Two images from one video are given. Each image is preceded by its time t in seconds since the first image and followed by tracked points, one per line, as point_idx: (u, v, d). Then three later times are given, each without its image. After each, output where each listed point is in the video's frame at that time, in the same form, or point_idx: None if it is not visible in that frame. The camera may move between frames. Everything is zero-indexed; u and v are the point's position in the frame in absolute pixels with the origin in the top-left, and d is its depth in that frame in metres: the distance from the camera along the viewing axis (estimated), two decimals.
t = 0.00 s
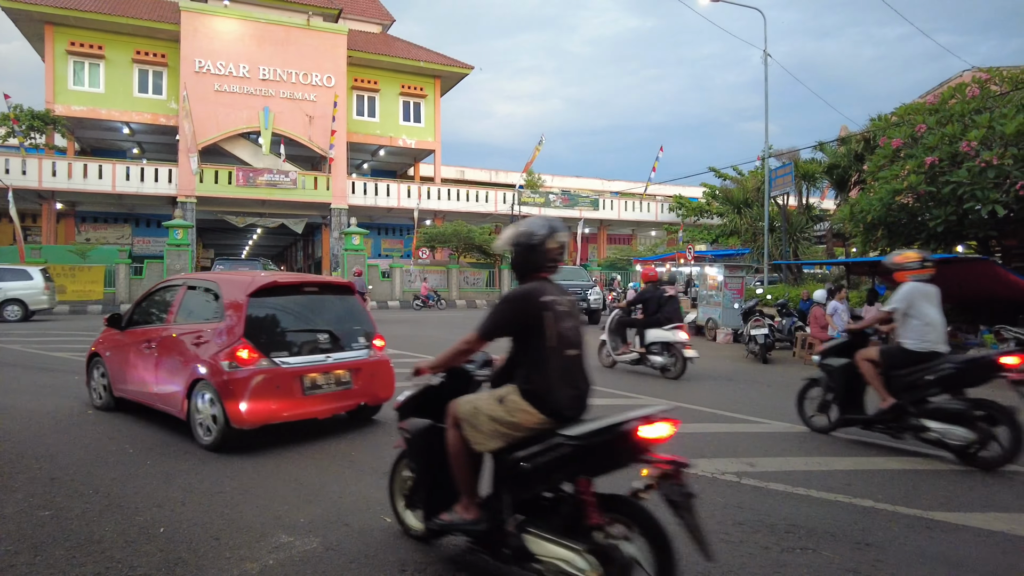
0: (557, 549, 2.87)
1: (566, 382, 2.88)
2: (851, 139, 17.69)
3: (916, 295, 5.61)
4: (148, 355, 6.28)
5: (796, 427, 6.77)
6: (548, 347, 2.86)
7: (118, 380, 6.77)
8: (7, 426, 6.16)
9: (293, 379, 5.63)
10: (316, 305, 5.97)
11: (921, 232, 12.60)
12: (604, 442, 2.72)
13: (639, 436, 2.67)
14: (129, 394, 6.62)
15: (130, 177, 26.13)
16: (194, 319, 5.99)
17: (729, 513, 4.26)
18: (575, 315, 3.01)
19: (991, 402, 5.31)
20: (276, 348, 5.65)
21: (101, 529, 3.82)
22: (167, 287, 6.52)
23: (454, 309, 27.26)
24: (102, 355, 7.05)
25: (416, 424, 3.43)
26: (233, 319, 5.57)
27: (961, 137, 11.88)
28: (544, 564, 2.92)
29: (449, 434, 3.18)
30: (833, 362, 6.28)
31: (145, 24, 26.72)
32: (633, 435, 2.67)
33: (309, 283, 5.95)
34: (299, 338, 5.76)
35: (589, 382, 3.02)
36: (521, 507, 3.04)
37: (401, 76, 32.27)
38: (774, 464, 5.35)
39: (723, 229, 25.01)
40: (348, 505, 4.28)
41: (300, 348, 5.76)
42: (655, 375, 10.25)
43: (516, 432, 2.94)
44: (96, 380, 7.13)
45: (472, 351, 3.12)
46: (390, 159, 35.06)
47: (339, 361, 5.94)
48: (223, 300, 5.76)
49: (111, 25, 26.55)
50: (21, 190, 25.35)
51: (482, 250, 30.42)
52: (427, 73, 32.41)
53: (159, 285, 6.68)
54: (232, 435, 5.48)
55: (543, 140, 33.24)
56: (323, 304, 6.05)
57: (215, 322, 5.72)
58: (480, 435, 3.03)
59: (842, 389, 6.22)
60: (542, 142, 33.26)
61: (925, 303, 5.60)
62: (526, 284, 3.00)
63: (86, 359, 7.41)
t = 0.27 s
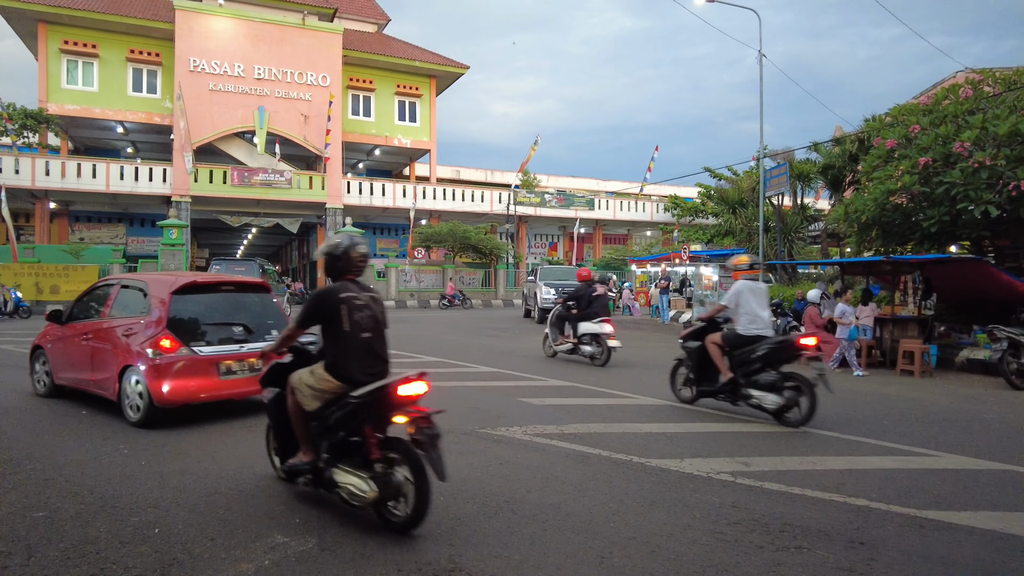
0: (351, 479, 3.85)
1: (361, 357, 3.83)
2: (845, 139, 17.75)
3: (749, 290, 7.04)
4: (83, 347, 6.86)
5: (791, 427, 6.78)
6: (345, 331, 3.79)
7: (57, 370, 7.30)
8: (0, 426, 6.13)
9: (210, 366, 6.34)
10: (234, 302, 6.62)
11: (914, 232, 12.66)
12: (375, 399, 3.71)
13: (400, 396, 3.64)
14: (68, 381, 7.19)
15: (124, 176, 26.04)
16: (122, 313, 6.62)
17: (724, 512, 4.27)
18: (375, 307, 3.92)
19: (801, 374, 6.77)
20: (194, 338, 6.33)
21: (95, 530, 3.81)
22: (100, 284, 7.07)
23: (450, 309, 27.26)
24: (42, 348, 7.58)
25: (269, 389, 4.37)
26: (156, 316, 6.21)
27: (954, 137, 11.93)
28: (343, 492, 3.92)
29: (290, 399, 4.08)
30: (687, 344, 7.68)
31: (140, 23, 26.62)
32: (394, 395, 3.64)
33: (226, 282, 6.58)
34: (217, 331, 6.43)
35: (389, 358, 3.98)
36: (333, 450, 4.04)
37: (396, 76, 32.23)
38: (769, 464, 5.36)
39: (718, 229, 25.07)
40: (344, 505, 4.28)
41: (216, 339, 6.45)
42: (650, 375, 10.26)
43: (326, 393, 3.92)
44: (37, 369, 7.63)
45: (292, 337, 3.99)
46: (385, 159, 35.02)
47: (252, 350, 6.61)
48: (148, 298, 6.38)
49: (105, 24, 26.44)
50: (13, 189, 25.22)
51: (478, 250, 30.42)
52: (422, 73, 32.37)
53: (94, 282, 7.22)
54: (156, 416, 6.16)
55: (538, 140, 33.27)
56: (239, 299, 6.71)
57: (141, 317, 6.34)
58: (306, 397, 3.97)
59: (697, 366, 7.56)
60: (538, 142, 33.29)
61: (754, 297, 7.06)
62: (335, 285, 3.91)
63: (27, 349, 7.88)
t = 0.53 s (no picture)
0: (234, 438, 4.82)
1: (237, 341, 4.76)
2: (842, 139, 17.78)
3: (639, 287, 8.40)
4: (28, 339, 7.49)
5: (788, 427, 6.78)
6: (221, 321, 4.71)
7: (5, 361, 7.90)
8: None
9: (143, 355, 7.04)
10: (166, 300, 7.31)
11: (910, 232, 12.69)
12: (246, 372, 4.65)
13: (263, 370, 4.57)
14: (14, 372, 7.80)
15: (120, 176, 25.97)
16: (64, 309, 7.29)
17: (720, 512, 4.28)
18: (248, 301, 4.83)
19: (678, 357, 8.12)
20: (129, 331, 7.04)
21: (92, 531, 3.80)
22: (46, 283, 7.70)
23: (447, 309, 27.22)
24: None
25: (173, 369, 5.25)
26: (93, 312, 6.91)
27: (950, 138, 11.96)
28: (228, 448, 4.88)
29: (188, 378, 5.01)
30: (597, 333, 9.05)
31: (136, 22, 26.55)
32: (258, 369, 4.57)
33: (160, 282, 7.28)
34: (149, 325, 7.14)
35: (263, 342, 4.92)
36: (222, 417, 4.97)
37: (393, 76, 32.19)
38: (765, 464, 5.37)
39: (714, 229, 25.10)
40: (340, 505, 4.27)
41: (150, 331, 7.16)
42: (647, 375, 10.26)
43: (212, 370, 4.87)
44: None
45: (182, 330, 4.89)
46: (382, 159, 34.99)
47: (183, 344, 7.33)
48: (87, 296, 7.07)
49: (100, 22, 26.36)
50: (8, 189, 25.14)
51: (475, 249, 30.39)
52: (419, 72, 32.34)
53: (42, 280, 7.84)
54: (92, 401, 6.82)
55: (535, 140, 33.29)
56: (172, 297, 7.43)
57: (79, 313, 7.03)
58: (198, 374, 4.90)
59: (603, 350, 8.95)
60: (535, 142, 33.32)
61: (644, 292, 8.43)
62: (215, 284, 4.82)
63: None
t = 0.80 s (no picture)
0: (149, 413, 5.64)
1: (152, 331, 5.60)
2: (839, 140, 17.83)
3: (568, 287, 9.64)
4: None
5: (786, 427, 6.78)
6: (136, 315, 5.54)
7: None
8: None
9: (87, 348, 7.47)
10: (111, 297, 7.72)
11: (907, 232, 12.72)
12: (157, 357, 5.53)
13: (171, 355, 5.46)
14: None
15: (116, 176, 25.89)
16: (12, 306, 7.71)
17: (718, 512, 4.29)
18: (160, 298, 5.67)
19: (598, 344, 9.30)
20: (72, 326, 7.47)
21: (90, 532, 3.79)
22: None
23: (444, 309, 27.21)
24: None
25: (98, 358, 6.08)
26: (38, 307, 7.33)
27: (947, 139, 11.99)
28: (146, 422, 5.70)
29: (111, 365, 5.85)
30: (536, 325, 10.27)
31: (132, 21, 26.50)
32: (167, 354, 5.45)
33: (104, 280, 7.70)
34: (93, 320, 7.56)
35: (175, 331, 5.76)
36: (139, 395, 5.78)
37: (391, 76, 32.17)
38: (763, 464, 5.39)
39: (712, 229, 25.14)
40: (339, 506, 4.27)
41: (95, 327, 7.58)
42: (645, 375, 10.28)
43: (131, 356, 5.75)
44: None
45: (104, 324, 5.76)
46: (380, 159, 34.98)
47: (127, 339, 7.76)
48: (32, 292, 7.48)
49: (97, 22, 26.30)
50: (5, 189, 25.08)
51: (472, 250, 30.38)
52: (416, 72, 32.32)
53: None
54: (36, 388, 7.23)
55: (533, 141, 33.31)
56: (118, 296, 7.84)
57: (25, 308, 7.45)
58: (120, 360, 5.77)
59: (541, 340, 10.19)
60: (532, 142, 33.34)
61: (571, 291, 9.67)
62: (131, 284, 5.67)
63: None
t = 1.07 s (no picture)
0: (80, 395, 6.32)
1: (83, 323, 6.31)
2: (839, 140, 17.85)
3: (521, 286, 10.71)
4: None
5: (786, 427, 6.78)
6: (69, 309, 6.23)
7: None
8: None
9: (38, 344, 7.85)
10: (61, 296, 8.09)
11: (906, 232, 12.72)
12: (90, 345, 6.27)
13: (103, 343, 6.24)
14: None
15: (115, 175, 25.86)
16: None
17: (718, 512, 4.29)
18: (90, 294, 6.37)
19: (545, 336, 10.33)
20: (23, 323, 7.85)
21: (91, 532, 3.79)
22: None
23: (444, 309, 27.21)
24: None
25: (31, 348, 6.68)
26: None
27: (946, 139, 11.99)
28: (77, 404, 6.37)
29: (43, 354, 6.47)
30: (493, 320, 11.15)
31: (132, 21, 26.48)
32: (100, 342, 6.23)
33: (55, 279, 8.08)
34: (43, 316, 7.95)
35: (104, 323, 6.50)
36: (72, 379, 6.39)
37: (390, 75, 32.16)
38: (763, 464, 5.38)
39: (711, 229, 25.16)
40: (340, 506, 4.26)
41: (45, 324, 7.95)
42: (645, 375, 10.27)
43: (63, 345, 6.39)
44: None
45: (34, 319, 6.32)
46: (379, 159, 34.98)
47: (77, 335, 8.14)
48: None
49: (96, 21, 26.29)
50: (4, 188, 25.05)
51: (472, 249, 30.37)
52: (416, 72, 32.32)
53: None
54: None
55: (532, 141, 33.30)
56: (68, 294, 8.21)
57: None
58: (52, 350, 6.39)
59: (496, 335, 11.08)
60: (531, 142, 33.32)
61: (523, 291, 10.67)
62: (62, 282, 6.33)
63: None
